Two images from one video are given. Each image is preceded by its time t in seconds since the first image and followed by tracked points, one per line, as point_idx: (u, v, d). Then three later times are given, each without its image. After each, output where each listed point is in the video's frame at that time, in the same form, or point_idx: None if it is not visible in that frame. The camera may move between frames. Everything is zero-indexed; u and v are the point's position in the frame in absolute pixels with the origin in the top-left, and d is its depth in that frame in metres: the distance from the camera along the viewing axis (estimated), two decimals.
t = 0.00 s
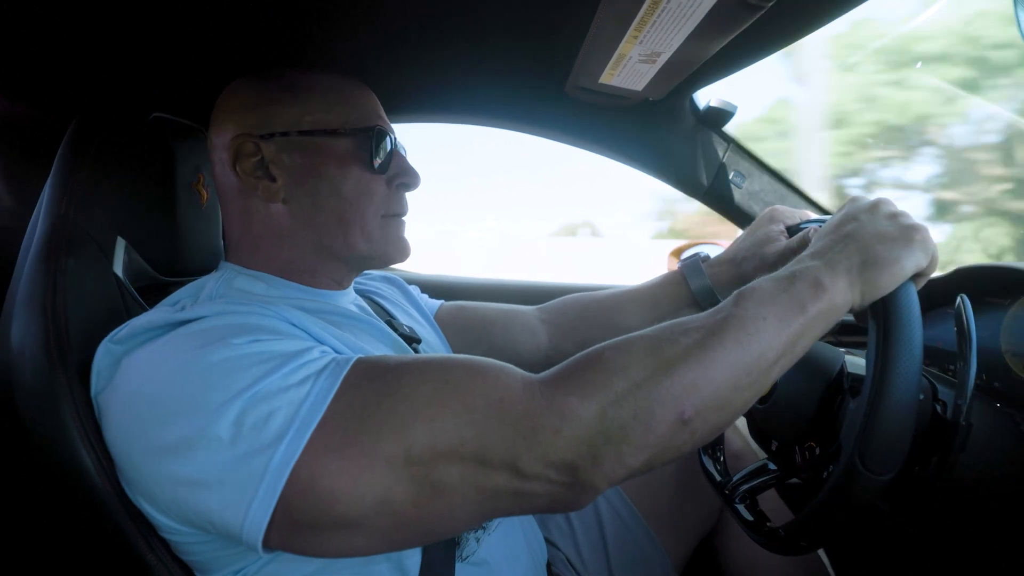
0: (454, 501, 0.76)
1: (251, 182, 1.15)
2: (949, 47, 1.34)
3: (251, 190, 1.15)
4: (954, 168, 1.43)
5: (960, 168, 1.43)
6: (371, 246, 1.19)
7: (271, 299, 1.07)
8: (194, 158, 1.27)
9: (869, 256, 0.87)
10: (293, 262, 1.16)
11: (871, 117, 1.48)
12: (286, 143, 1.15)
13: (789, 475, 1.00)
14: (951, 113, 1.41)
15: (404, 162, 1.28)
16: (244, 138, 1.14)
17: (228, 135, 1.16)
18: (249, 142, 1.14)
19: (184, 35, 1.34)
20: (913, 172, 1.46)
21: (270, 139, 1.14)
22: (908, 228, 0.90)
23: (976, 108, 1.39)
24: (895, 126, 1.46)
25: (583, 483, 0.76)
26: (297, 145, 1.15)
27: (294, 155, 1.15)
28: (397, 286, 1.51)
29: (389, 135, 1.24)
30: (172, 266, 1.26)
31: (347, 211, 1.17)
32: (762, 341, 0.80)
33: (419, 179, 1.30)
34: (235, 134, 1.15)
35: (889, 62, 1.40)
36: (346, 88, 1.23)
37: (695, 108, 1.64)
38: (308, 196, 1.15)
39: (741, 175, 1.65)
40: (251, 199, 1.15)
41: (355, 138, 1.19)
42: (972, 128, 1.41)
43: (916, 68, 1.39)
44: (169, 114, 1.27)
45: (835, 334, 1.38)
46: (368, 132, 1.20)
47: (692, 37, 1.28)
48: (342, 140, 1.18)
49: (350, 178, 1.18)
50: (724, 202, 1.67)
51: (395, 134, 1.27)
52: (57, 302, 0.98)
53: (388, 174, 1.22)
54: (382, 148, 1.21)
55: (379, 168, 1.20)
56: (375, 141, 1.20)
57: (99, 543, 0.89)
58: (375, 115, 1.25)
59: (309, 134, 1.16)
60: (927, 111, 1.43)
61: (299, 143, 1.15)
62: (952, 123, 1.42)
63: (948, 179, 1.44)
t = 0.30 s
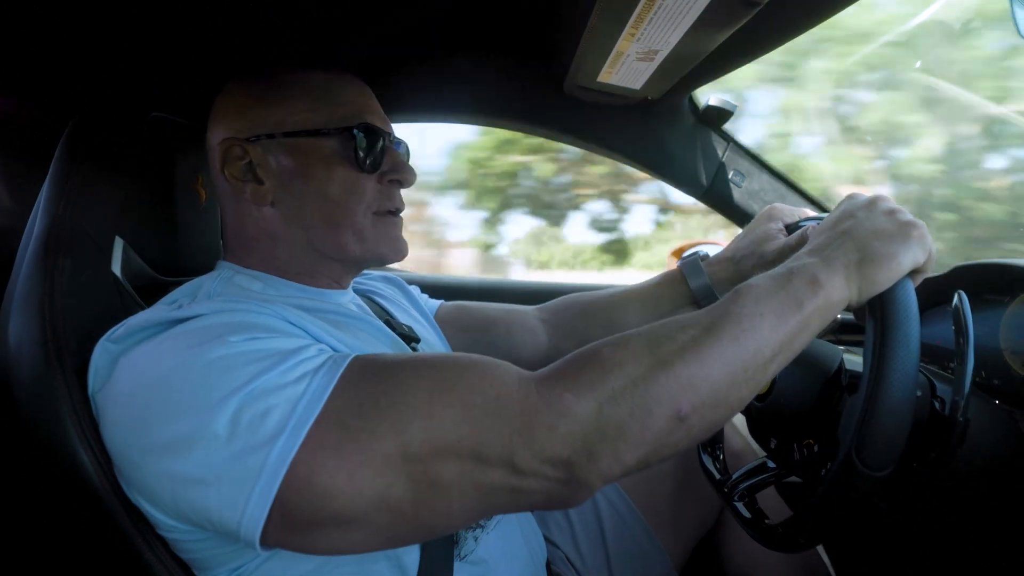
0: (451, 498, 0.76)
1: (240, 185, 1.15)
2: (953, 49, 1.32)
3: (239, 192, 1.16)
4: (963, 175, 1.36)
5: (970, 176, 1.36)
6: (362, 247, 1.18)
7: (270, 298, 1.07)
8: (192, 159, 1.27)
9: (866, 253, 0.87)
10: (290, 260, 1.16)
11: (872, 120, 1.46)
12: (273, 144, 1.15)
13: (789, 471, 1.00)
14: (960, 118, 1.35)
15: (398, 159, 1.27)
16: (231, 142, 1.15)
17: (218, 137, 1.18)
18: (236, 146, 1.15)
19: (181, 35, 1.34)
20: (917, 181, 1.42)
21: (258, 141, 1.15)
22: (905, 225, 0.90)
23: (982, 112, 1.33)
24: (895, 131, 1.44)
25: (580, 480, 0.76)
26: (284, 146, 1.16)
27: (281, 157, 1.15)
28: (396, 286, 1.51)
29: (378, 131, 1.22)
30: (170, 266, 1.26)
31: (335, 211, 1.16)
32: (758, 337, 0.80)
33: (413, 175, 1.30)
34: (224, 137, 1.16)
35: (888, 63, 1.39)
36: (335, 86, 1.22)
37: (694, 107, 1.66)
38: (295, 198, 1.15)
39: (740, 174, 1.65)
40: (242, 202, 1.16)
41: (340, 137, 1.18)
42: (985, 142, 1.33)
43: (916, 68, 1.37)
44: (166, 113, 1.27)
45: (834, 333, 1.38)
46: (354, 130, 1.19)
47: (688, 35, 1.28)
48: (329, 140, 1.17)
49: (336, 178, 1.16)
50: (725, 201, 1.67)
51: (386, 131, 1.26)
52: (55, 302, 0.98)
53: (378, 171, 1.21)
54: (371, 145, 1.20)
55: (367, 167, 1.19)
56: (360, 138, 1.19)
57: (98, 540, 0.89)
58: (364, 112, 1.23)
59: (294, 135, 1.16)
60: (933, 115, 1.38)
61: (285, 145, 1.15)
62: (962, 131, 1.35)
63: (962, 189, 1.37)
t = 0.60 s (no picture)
0: (448, 495, 0.76)
1: (235, 187, 1.17)
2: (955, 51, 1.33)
3: (235, 194, 1.17)
4: (962, 173, 1.41)
5: (970, 177, 1.40)
6: (349, 261, 1.17)
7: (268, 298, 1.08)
8: (189, 160, 1.27)
9: (863, 249, 0.87)
10: (289, 261, 1.16)
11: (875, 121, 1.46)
12: (269, 148, 1.14)
13: (787, 468, 1.00)
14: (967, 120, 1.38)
15: (399, 170, 1.24)
16: (230, 144, 1.16)
17: (219, 135, 1.19)
18: (234, 148, 1.15)
19: (177, 37, 1.34)
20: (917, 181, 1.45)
21: (256, 142, 1.15)
22: (902, 221, 0.90)
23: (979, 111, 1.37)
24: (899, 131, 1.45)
25: (578, 476, 0.76)
26: (279, 150, 1.14)
27: (276, 162, 1.14)
28: (395, 287, 1.51)
29: (376, 142, 1.19)
30: (169, 267, 1.27)
31: (326, 222, 1.15)
32: (755, 333, 0.79)
33: (413, 188, 1.27)
34: (225, 137, 1.17)
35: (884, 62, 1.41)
36: (338, 91, 1.19)
37: (693, 106, 1.65)
38: (287, 204, 1.15)
39: (739, 173, 1.65)
40: (239, 205, 1.18)
41: (335, 146, 1.16)
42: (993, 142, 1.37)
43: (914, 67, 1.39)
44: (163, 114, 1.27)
45: (833, 332, 1.38)
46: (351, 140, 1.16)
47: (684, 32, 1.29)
48: (323, 148, 1.15)
49: (329, 188, 1.15)
50: (724, 201, 1.67)
51: (388, 141, 1.23)
52: (51, 303, 0.98)
53: (373, 183, 1.18)
54: (369, 155, 1.18)
55: (360, 179, 1.16)
56: (356, 148, 1.16)
57: (96, 541, 0.89)
58: (364, 120, 1.20)
59: (290, 140, 1.14)
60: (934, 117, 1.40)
61: (280, 150, 1.14)
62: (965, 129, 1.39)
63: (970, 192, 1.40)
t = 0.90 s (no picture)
0: (447, 493, 0.76)
1: (246, 190, 1.16)
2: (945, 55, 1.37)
3: (246, 198, 1.17)
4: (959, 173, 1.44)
5: (970, 176, 1.43)
6: (355, 272, 1.18)
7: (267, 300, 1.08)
8: (187, 162, 1.27)
9: (858, 246, 0.88)
10: (292, 265, 1.17)
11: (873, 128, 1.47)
12: (282, 156, 1.15)
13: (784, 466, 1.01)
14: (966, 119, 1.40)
15: (411, 190, 1.24)
16: (244, 148, 1.16)
17: (235, 138, 1.19)
18: (247, 152, 1.16)
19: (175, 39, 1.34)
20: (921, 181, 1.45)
21: (270, 148, 1.15)
22: (896, 219, 0.91)
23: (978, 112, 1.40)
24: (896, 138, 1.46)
25: (576, 473, 0.76)
26: (293, 160, 1.15)
27: (289, 171, 1.14)
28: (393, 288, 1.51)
29: (392, 159, 1.18)
30: (166, 268, 1.27)
31: (336, 235, 1.15)
32: (751, 330, 0.80)
33: (425, 211, 1.27)
34: (240, 140, 1.17)
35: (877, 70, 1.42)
36: (356, 104, 1.18)
37: (689, 106, 1.65)
38: (298, 212, 1.15)
39: (736, 172, 1.65)
40: (249, 209, 1.18)
41: (348, 162, 1.15)
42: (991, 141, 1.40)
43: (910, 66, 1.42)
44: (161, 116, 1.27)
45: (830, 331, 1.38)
46: (367, 157, 1.15)
47: (679, 32, 1.29)
48: (337, 163, 1.15)
49: (341, 202, 1.15)
50: (720, 200, 1.68)
51: (405, 159, 1.22)
52: (50, 305, 0.98)
53: (385, 200, 1.18)
54: (384, 172, 1.17)
55: (372, 197, 1.16)
56: (371, 166, 1.15)
57: (95, 541, 0.90)
58: (381, 137, 1.19)
59: (305, 151, 1.14)
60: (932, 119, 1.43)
61: (294, 160, 1.14)
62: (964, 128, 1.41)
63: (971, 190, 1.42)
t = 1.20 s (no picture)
0: (445, 491, 0.77)
1: (245, 195, 1.18)
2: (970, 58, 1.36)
3: (245, 202, 1.19)
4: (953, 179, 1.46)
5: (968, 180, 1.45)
6: (356, 274, 1.20)
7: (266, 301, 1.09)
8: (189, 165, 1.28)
9: (850, 245, 0.89)
10: (292, 268, 1.18)
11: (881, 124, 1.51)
12: (281, 160, 1.16)
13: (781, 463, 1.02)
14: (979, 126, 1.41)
15: (408, 192, 1.29)
16: (243, 152, 1.17)
17: (231, 142, 1.20)
18: (247, 156, 1.17)
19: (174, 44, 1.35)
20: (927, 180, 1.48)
21: (269, 153, 1.16)
22: (887, 218, 0.92)
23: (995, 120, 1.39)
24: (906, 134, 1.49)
25: (572, 471, 0.77)
26: (293, 163, 1.16)
27: (289, 174, 1.16)
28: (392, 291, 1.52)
29: (391, 161, 1.20)
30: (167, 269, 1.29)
31: (336, 237, 1.17)
32: (744, 329, 0.81)
33: (420, 212, 1.32)
34: (236, 145, 1.18)
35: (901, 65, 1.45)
36: (356, 107, 1.20)
37: (685, 109, 1.67)
38: (298, 215, 1.17)
39: (732, 174, 1.66)
40: (248, 212, 1.19)
41: (348, 165, 1.17)
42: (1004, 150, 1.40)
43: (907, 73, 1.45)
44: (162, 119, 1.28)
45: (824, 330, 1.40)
46: (366, 160, 1.17)
47: (673, 35, 1.30)
48: (336, 165, 1.17)
49: (340, 206, 1.17)
50: (716, 202, 1.68)
51: (400, 160, 1.24)
52: (53, 307, 1.00)
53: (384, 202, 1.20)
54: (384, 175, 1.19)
55: (372, 198, 1.18)
56: (371, 168, 1.17)
57: (98, 541, 0.91)
58: (379, 140, 1.22)
59: (305, 155, 1.16)
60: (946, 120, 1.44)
61: (294, 164, 1.16)
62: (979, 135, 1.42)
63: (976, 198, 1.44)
